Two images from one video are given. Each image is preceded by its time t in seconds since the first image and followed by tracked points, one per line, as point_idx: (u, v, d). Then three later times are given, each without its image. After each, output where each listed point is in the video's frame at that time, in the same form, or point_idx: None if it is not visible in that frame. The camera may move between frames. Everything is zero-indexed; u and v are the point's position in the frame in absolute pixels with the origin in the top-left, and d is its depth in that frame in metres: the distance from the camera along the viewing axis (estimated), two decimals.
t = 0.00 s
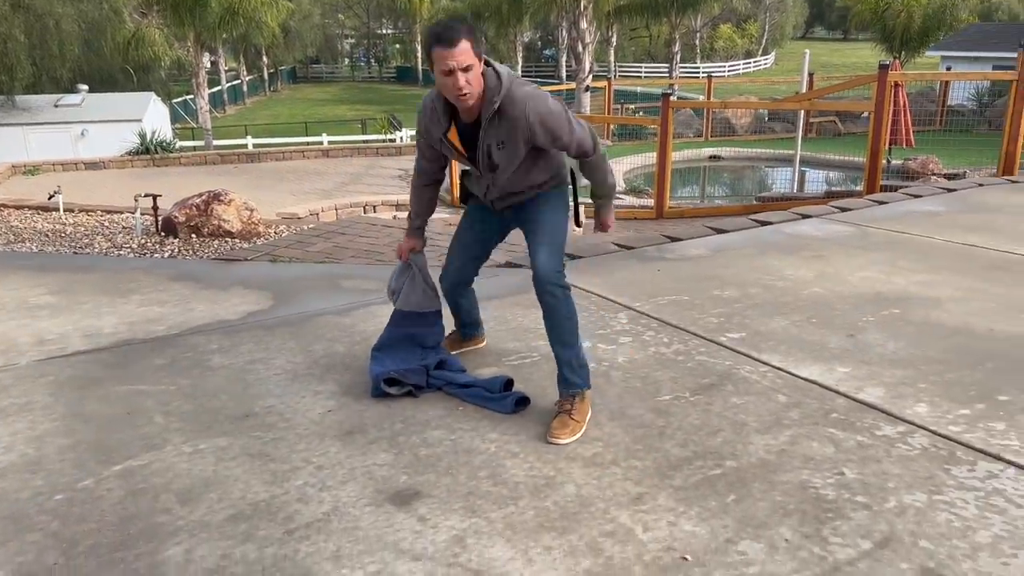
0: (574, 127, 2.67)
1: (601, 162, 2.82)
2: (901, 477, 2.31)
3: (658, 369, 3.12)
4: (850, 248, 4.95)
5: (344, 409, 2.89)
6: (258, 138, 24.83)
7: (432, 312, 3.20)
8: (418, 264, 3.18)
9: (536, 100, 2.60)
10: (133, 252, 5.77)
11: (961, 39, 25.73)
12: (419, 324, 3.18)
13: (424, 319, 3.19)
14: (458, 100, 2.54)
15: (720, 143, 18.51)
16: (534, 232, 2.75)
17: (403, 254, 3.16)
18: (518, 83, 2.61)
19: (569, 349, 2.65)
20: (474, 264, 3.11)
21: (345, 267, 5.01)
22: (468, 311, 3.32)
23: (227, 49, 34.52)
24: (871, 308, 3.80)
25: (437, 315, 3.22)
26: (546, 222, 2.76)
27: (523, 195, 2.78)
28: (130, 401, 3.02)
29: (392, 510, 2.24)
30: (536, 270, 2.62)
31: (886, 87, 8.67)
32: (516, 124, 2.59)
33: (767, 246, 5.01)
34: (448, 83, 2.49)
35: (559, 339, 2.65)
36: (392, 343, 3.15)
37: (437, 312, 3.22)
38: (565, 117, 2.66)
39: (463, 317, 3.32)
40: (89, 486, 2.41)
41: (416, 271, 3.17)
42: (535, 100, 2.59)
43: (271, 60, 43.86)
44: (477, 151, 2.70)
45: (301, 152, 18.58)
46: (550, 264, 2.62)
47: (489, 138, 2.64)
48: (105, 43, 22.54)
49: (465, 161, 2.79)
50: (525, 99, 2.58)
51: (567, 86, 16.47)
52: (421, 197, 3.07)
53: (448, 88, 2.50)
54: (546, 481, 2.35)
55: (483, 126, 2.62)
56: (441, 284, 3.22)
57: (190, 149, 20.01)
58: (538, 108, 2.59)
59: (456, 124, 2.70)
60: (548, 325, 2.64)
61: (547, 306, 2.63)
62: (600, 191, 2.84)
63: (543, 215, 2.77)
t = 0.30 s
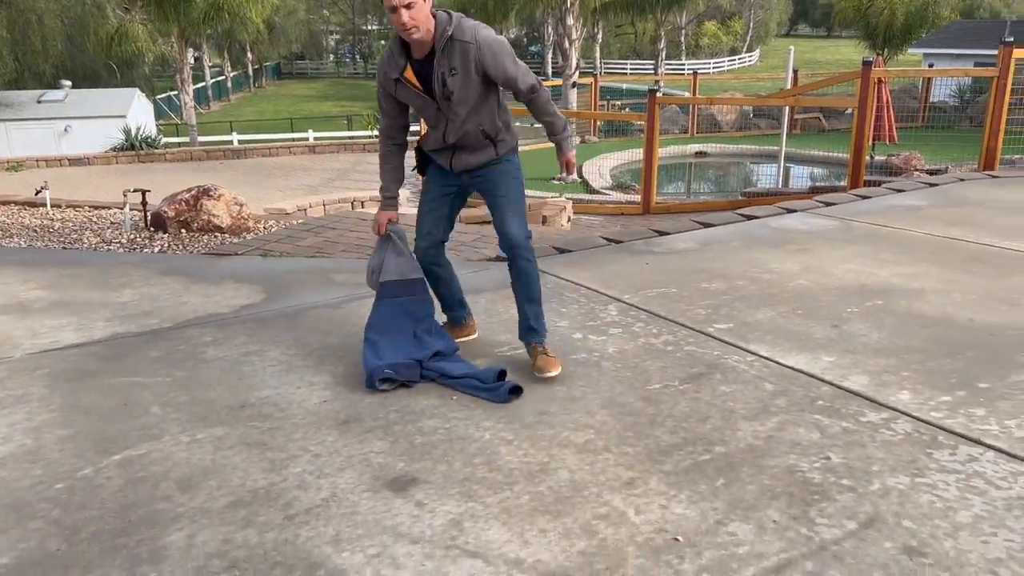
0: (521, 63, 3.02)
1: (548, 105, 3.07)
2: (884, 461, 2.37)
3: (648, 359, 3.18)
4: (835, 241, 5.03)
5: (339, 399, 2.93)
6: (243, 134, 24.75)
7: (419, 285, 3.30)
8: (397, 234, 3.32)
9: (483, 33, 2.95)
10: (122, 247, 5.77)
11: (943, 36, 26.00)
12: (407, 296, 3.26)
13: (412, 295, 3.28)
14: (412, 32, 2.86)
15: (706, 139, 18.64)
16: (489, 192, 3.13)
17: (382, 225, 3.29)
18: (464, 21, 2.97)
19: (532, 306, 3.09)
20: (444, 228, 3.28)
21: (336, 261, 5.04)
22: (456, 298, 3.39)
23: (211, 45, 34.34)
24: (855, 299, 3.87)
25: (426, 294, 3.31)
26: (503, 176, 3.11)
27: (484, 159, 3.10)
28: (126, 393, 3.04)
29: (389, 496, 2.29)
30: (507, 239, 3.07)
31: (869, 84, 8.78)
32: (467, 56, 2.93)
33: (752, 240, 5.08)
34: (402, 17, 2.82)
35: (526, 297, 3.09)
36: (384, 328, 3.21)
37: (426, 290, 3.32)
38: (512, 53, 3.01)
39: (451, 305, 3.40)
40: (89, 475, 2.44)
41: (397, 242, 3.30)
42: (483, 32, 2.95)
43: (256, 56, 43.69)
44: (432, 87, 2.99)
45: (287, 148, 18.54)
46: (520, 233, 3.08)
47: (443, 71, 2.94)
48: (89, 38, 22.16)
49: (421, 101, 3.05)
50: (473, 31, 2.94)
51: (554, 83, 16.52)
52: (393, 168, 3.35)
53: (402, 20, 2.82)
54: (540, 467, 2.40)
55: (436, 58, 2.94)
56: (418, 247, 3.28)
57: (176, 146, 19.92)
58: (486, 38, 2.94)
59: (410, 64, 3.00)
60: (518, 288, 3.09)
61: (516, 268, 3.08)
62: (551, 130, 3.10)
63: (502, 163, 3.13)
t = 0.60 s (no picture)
0: (500, 58, 3.29)
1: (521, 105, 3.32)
2: (878, 457, 2.41)
3: (645, 358, 3.21)
4: (827, 242, 5.08)
5: (339, 398, 2.96)
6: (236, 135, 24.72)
7: (409, 277, 3.42)
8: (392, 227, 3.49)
9: (466, 28, 3.24)
10: (118, 248, 5.78)
11: (933, 39, 26.20)
12: (399, 287, 3.37)
13: (403, 285, 3.38)
14: (399, 33, 3.18)
15: (698, 141, 18.73)
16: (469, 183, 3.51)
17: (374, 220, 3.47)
18: (449, 15, 3.25)
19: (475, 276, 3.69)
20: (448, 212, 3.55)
21: (333, 262, 5.06)
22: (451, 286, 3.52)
23: (203, 45, 34.28)
24: (848, 299, 3.91)
25: (417, 286, 3.41)
26: (485, 170, 3.47)
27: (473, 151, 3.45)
28: (126, 393, 3.06)
29: (391, 494, 2.31)
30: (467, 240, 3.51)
31: (860, 87, 8.84)
32: (449, 53, 3.24)
33: (746, 241, 5.12)
34: (387, 19, 3.12)
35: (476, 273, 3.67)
36: (376, 318, 3.29)
37: (416, 282, 3.42)
38: (492, 48, 3.27)
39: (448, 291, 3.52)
40: (91, 473, 2.45)
41: (387, 236, 3.45)
42: (464, 29, 3.23)
43: (248, 57, 43.63)
44: (420, 78, 3.31)
45: (280, 150, 18.54)
46: (478, 235, 3.50)
47: (429, 64, 3.26)
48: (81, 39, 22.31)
49: (412, 93, 3.38)
50: (454, 26, 3.23)
51: (547, 84, 16.56)
52: (387, 162, 3.60)
53: (386, 26, 3.13)
54: (540, 464, 2.43)
55: (422, 52, 3.26)
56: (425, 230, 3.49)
57: (168, 146, 19.88)
58: (467, 34, 3.23)
59: (400, 58, 3.32)
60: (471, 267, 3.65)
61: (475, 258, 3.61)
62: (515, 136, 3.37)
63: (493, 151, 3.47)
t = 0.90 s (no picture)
0: (492, 74, 3.34)
1: (508, 121, 3.36)
2: (883, 465, 2.42)
3: (648, 365, 3.21)
4: (829, 248, 5.08)
5: (343, 405, 2.96)
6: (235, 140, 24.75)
7: (408, 270, 3.53)
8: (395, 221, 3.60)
9: (461, 43, 3.32)
10: (120, 253, 5.78)
11: (931, 46, 26.34)
12: (397, 280, 3.49)
13: (402, 279, 3.51)
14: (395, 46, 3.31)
15: (697, 147, 18.78)
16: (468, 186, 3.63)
17: (380, 214, 3.54)
18: (446, 29, 3.34)
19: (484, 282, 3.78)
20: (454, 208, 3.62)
21: (335, 268, 5.07)
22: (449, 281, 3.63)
23: (202, 51, 34.33)
24: (851, 306, 3.92)
25: (415, 279, 3.53)
26: (483, 176, 3.57)
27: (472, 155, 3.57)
28: (130, 399, 3.05)
29: (396, 500, 2.31)
30: (472, 240, 3.62)
31: (860, 94, 8.86)
32: (442, 67, 3.33)
33: (747, 248, 5.12)
34: (384, 33, 3.27)
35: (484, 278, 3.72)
36: (374, 311, 3.43)
37: (415, 275, 3.54)
38: (485, 64, 3.32)
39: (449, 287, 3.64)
40: (96, 480, 2.45)
41: (390, 229, 3.54)
42: (458, 45, 3.31)
43: (248, 62, 43.70)
44: (421, 87, 3.45)
45: (280, 155, 18.55)
46: (483, 235, 3.60)
47: (427, 76, 3.39)
48: (81, 43, 22.37)
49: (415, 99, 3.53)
50: (449, 42, 3.32)
51: (547, 90, 16.58)
52: (397, 158, 3.73)
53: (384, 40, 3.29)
54: (545, 471, 2.44)
55: (421, 63, 3.38)
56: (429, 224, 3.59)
57: (168, 151, 19.90)
58: (460, 51, 3.31)
59: (403, 67, 3.45)
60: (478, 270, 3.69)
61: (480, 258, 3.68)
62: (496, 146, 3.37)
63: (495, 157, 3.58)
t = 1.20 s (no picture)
0: (485, 88, 3.53)
1: (500, 132, 3.56)
2: (899, 482, 2.40)
3: (658, 379, 3.19)
4: (838, 260, 5.06)
5: (352, 417, 2.94)
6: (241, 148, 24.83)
7: (409, 266, 3.75)
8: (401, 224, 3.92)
9: (456, 59, 3.52)
10: (128, 262, 5.78)
11: (937, 56, 26.37)
12: (398, 276, 3.71)
13: (404, 275, 3.72)
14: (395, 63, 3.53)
15: (702, 157, 18.78)
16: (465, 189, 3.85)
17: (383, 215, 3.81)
18: (442, 46, 3.54)
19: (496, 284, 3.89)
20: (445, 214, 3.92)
21: (342, 277, 5.06)
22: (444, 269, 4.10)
23: (209, 59, 34.49)
24: (861, 319, 3.90)
25: (416, 276, 3.75)
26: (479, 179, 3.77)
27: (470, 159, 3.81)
28: (139, 411, 3.05)
29: (407, 515, 2.30)
30: (474, 239, 3.77)
31: (868, 105, 8.82)
32: (439, 82, 3.55)
33: (757, 259, 5.10)
34: (384, 51, 3.50)
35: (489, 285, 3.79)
36: (376, 307, 3.63)
37: (416, 271, 3.75)
38: (477, 78, 3.52)
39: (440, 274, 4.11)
40: (106, 493, 2.44)
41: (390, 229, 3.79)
42: (452, 62, 3.51)
43: (254, 71, 43.90)
44: (421, 99, 3.68)
45: (286, 164, 18.60)
46: (484, 235, 3.76)
47: (426, 89, 3.61)
48: (88, 52, 22.54)
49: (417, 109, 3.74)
50: (445, 58, 3.52)
51: (553, 100, 16.60)
52: (399, 161, 3.96)
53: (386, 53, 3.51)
54: (557, 486, 2.42)
55: (421, 77, 3.60)
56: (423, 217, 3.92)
57: (175, 159, 19.96)
58: (453, 67, 3.51)
59: (406, 80, 3.68)
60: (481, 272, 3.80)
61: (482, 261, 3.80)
62: (483, 155, 3.56)
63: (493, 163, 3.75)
